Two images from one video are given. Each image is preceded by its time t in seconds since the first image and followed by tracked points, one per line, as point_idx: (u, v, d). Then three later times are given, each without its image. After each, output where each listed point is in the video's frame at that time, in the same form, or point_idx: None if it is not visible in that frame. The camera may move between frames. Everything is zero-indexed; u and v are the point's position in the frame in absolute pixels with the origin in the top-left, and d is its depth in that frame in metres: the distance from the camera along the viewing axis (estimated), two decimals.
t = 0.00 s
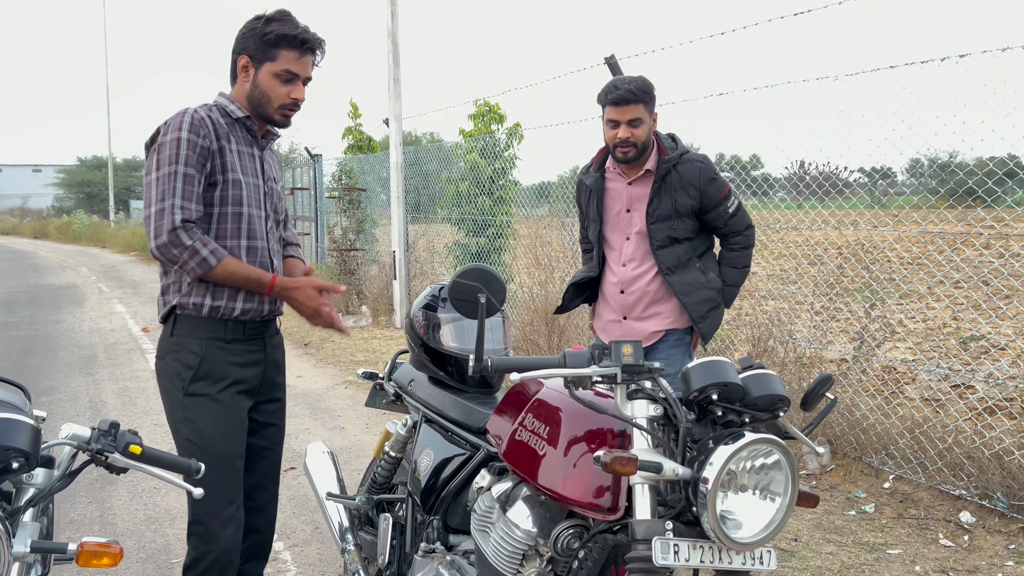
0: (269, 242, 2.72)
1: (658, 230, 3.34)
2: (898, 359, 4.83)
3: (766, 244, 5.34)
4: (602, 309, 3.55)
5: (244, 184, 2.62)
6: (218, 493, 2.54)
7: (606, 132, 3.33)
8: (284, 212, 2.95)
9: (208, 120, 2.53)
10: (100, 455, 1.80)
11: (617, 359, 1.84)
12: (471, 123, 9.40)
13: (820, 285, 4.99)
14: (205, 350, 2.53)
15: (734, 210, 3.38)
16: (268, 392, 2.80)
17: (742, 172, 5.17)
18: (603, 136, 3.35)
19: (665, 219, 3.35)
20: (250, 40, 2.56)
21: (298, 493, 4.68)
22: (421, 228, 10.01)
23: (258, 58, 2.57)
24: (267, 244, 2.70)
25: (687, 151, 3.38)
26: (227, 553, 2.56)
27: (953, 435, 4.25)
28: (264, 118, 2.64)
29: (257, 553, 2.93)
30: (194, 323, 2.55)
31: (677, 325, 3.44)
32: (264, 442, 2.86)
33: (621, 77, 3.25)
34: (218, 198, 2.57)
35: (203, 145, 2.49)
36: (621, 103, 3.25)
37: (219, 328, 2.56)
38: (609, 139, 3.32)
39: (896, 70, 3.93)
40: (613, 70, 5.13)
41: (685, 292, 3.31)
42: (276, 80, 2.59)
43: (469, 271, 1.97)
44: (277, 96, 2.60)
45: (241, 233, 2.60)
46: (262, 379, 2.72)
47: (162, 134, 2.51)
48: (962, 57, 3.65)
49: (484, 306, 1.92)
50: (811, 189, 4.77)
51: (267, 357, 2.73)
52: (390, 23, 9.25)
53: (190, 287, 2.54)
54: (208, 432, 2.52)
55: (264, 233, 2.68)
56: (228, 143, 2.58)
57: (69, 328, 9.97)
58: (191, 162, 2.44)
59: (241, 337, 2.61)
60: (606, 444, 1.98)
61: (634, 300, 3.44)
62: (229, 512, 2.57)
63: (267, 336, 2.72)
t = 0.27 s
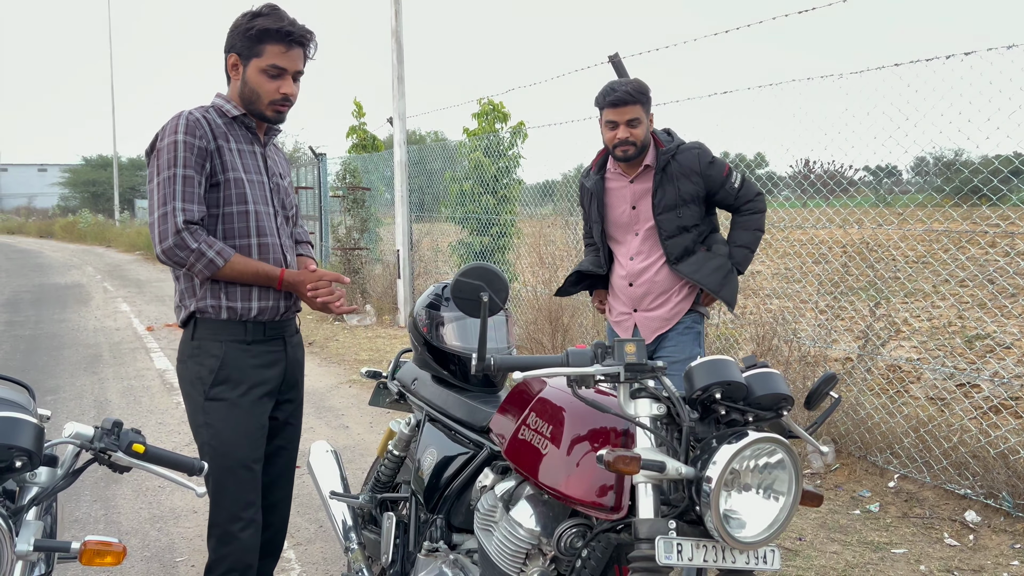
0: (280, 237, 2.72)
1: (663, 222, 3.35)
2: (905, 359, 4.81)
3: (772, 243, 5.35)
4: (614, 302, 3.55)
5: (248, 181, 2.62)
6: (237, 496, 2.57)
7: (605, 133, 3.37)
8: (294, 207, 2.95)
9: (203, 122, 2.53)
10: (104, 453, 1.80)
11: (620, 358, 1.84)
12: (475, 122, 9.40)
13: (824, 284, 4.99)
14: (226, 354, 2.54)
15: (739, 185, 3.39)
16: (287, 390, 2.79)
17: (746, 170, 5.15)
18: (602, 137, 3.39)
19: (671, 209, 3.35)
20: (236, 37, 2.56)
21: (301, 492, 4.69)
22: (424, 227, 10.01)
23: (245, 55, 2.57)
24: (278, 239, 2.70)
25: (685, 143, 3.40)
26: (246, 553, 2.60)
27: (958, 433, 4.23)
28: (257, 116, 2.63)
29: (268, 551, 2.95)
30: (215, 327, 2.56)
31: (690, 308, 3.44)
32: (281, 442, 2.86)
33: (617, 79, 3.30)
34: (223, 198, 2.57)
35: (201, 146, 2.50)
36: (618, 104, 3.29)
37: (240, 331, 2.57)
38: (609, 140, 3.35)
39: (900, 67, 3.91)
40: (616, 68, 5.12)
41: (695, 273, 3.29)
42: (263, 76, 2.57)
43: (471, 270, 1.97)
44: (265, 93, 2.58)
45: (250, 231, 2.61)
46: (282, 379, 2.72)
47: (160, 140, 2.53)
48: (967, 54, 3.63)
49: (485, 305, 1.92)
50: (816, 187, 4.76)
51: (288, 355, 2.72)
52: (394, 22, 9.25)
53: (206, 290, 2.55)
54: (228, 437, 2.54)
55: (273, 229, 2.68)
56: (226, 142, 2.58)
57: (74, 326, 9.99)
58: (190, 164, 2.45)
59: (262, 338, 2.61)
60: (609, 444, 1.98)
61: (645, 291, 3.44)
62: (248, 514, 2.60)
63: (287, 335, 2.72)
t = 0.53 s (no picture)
0: (289, 235, 2.73)
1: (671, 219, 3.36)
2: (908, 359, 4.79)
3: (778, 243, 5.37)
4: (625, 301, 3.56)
5: (254, 180, 2.62)
6: (241, 495, 2.57)
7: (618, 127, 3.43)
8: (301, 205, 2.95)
9: (206, 123, 2.53)
10: (108, 452, 1.80)
11: (625, 357, 1.84)
12: (477, 121, 9.40)
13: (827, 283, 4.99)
14: (240, 353, 2.54)
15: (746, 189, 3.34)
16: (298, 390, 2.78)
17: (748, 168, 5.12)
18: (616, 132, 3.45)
19: (677, 205, 3.36)
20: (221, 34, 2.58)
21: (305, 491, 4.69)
22: (427, 226, 10.01)
23: (228, 51, 2.58)
24: (287, 237, 2.70)
25: (694, 140, 3.40)
26: (254, 553, 2.61)
27: (963, 433, 4.24)
28: (245, 111, 2.62)
29: (274, 550, 2.96)
30: (229, 326, 2.55)
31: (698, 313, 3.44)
32: (290, 442, 2.85)
33: (633, 73, 3.37)
34: (230, 198, 2.57)
35: (205, 147, 2.49)
36: (632, 98, 3.36)
37: (253, 330, 2.57)
38: (621, 134, 3.41)
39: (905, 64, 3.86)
40: (619, 66, 5.11)
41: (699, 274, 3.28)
42: (245, 69, 2.57)
43: (476, 269, 1.97)
44: (247, 85, 2.57)
45: (259, 230, 2.61)
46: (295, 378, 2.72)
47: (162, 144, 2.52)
48: (971, 52, 3.62)
49: (491, 305, 1.93)
50: (818, 185, 4.75)
51: (299, 354, 2.73)
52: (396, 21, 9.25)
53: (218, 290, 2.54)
54: (240, 437, 2.53)
55: (282, 227, 2.68)
56: (229, 142, 2.58)
57: (78, 325, 10.01)
58: (196, 165, 2.44)
59: (275, 337, 2.62)
60: (614, 443, 1.97)
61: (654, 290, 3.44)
62: (256, 514, 2.60)
63: (299, 336, 2.72)
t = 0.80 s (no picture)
0: (293, 235, 2.71)
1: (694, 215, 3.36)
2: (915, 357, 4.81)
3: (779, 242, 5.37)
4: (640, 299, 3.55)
5: (255, 181, 2.61)
6: (245, 495, 2.57)
7: (640, 121, 3.41)
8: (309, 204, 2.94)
9: (204, 126, 2.53)
10: (113, 453, 1.80)
11: (630, 357, 1.85)
12: (478, 120, 9.39)
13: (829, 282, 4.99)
14: (244, 353, 2.54)
15: (771, 189, 3.39)
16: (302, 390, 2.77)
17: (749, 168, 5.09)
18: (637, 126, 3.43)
19: (701, 201, 3.36)
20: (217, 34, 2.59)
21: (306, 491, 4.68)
22: (428, 225, 10.00)
23: (225, 50, 2.59)
24: (291, 237, 2.69)
25: (718, 139, 3.41)
26: (257, 554, 2.61)
27: (965, 433, 4.25)
28: (246, 109, 2.61)
29: (278, 551, 2.96)
30: (233, 326, 2.55)
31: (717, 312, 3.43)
32: (296, 443, 2.85)
33: (655, 68, 3.37)
34: (230, 200, 2.57)
35: (202, 150, 2.49)
36: (655, 92, 3.35)
37: (257, 330, 2.56)
38: (643, 128, 3.39)
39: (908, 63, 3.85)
40: (620, 65, 5.10)
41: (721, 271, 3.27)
42: (242, 67, 2.57)
43: (479, 269, 1.97)
44: (245, 82, 2.57)
45: (261, 231, 2.60)
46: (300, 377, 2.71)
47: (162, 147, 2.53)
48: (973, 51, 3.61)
49: (495, 305, 1.93)
50: (819, 185, 4.73)
51: (305, 354, 2.72)
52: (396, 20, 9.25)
53: (220, 291, 2.54)
54: (244, 437, 2.53)
55: (284, 227, 2.67)
56: (229, 144, 2.57)
57: (78, 325, 10.01)
58: (190, 169, 2.44)
59: (280, 337, 2.61)
60: (619, 443, 1.97)
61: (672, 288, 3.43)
62: (258, 513, 2.59)
63: (304, 336, 2.71)
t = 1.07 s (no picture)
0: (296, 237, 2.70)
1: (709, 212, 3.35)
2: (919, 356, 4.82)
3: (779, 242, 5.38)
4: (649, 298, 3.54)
5: (257, 184, 2.60)
6: (247, 497, 2.56)
7: (660, 117, 3.46)
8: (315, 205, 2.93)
9: (202, 129, 2.53)
10: (116, 455, 1.79)
11: (635, 359, 1.82)
12: (477, 120, 9.38)
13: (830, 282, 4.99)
14: (246, 354, 2.53)
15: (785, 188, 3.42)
16: (305, 393, 2.77)
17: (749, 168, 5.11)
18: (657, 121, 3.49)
19: (718, 198, 3.36)
20: (230, 39, 2.54)
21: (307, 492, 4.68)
22: (427, 225, 9.99)
23: (239, 56, 2.55)
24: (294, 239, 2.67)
25: (733, 138, 3.43)
26: (260, 555, 2.60)
27: (966, 433, 4.26)
28: (261, 116, 2.61)
29: (280, 553, 2.95)
30: (235, 327, 2.55)
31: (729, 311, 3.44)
32: (299, 444, 2.84)
33: (678, 64, 3.42)
34: (230, 202, 2.57)
35: (199, 153, 2.50)
36: (677, 87, 3.40)
37: (258, 331, 2.56)
38: (662, 123, 3.44)
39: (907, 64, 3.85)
40: (620, 66, 5.10)
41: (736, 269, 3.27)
42: (260, 75, 2.55)
43: (483, 270, 1.96)
44: (264, 92, 2.56)
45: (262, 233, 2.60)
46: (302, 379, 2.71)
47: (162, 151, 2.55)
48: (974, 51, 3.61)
49: (501, 306, 1.91)
50: (819, 185, 4.74)
51: (307, 355, 2.71)
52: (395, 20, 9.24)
53: (221, 293, 2.54)
54: (245, 438, 2.52)
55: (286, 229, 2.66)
56: (228, 146, 2.57)
57: (77, 326, 10.00)
58: (180, 173, 2.44)
59: (281, 339, 2.61)
60: (623, 444, 1.97)
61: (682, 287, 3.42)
62: (260, 515, 2.59)
63: (307, 337, 2.70)
